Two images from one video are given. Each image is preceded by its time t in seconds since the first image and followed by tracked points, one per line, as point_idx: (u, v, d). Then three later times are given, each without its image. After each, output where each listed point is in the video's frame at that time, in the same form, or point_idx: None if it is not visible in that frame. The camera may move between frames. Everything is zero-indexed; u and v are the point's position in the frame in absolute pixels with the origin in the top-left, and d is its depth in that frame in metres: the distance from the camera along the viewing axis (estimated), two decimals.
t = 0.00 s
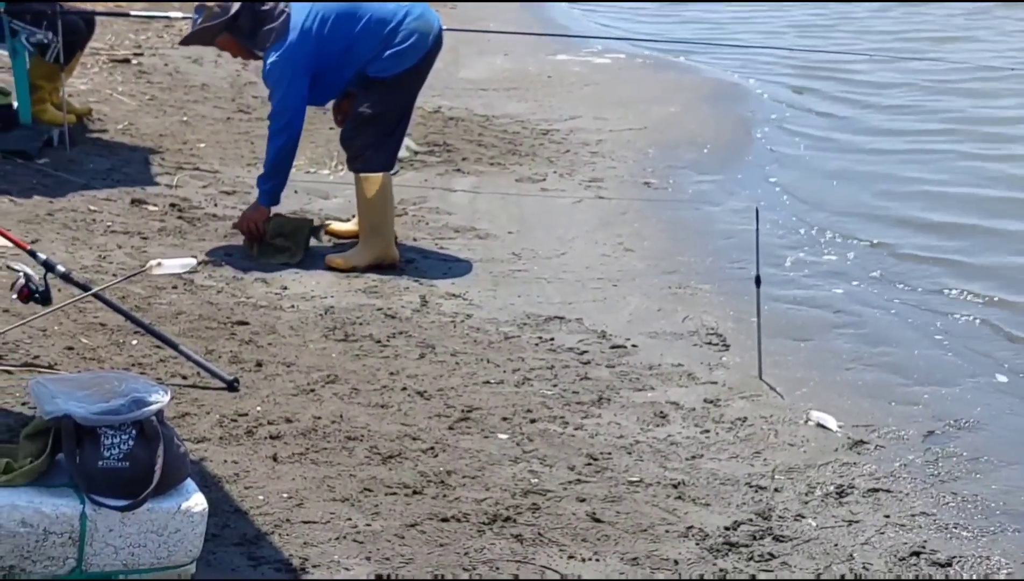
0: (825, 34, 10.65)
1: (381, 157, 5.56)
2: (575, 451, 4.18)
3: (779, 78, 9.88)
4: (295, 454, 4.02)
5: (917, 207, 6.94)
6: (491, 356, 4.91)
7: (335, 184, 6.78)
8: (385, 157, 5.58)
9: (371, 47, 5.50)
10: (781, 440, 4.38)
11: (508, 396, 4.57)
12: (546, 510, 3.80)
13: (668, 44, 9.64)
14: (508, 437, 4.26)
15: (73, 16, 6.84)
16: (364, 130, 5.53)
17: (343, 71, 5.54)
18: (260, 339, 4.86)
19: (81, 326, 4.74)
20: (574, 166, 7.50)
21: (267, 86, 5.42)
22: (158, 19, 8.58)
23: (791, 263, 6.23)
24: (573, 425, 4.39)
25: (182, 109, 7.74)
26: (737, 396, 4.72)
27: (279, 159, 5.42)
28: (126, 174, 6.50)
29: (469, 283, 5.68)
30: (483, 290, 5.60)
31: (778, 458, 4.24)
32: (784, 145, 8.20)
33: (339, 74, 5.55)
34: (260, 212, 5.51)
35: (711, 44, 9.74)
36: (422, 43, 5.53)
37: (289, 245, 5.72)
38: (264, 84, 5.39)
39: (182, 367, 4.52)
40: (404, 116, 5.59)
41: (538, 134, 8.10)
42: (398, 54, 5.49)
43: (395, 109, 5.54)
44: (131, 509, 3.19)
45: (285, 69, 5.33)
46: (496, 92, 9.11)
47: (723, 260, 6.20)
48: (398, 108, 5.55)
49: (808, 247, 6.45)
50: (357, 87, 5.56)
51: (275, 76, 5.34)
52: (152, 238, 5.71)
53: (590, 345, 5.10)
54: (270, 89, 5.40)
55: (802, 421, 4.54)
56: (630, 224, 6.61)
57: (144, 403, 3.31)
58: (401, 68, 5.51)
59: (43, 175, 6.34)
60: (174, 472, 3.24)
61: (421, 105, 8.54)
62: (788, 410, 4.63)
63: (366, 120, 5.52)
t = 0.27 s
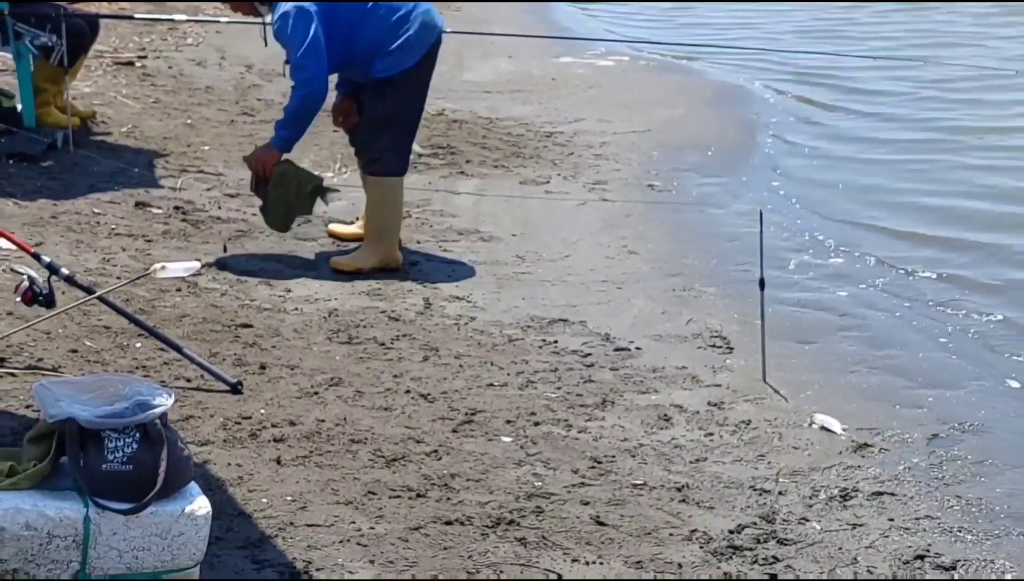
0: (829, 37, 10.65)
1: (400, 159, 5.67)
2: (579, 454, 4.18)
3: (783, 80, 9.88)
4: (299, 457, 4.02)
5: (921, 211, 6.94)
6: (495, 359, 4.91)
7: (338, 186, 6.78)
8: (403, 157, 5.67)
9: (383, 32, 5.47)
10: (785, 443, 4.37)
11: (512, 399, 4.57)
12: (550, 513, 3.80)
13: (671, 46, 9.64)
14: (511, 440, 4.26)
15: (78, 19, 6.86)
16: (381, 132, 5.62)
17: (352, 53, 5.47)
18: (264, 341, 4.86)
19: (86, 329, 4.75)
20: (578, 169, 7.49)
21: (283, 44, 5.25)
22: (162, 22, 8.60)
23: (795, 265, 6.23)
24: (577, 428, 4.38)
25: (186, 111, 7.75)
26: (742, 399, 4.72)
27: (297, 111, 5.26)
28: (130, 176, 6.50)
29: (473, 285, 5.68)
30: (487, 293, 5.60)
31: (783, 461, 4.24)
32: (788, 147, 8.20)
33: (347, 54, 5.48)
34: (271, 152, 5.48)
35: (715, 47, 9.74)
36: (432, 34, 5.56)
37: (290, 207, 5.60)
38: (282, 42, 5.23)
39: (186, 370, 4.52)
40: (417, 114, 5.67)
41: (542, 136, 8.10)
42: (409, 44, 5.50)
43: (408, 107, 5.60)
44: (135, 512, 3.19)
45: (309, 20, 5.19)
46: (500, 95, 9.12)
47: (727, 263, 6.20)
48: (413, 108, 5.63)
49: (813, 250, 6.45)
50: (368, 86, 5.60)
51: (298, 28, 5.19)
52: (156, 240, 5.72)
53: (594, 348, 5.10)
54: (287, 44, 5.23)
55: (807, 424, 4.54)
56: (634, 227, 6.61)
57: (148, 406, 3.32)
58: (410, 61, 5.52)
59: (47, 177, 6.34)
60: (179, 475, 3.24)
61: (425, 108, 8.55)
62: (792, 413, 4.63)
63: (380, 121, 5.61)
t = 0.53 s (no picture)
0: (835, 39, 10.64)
1: (408, 161, 5.66)
2: (586, 457, 4.18)
3: (789, 83, 9.87)
4: (306, 460, 4.02)
5: (928, 212, 6.93)
6: (502, 362, 4.90)
7: (345, 189, 6.78)
8: (410, 158, 5.66)
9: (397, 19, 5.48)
10: (792, 446, 4.37)
11: (519, 402, 4.57)
12: (557, 516, 3.79)
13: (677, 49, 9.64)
14: (518, 443, 4.25)
15: (85, 22, 6.87)
16: (389, 134, 5.60)
17: (362, 35, 5.47)
18: (270, 344, 4.87)
19: (93, 332, 4.75)
20: (585, 171, 7.49)
21: None
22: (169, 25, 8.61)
23: (802, 268, 6.22)
24: (583, 431, 4.38)
25: (192, 114, 7.76)
26: (749, 401, 4.71)
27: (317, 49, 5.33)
28: (137, 180, 6.51)
29: (480, 288, 5.67)
30: (493, 295, 5.60)
31: (790, 464, 4.23)
32: (794, 150, 8.19)
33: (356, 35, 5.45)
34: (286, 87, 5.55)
35: (721, 49, 9.74)
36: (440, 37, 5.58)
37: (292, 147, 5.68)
38: None
39: (193, 373, 4.52)
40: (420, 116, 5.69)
41: (548, 139, 8.10)
42: (418, 42, 5.52)
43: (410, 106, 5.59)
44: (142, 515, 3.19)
45: None
46: (506, 97, 9.12)
47: (734, 265, 6.19)
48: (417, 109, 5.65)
49: (819, 252, 6.44)
50: (365, 88, 5.60)
51: None
52: (163, 243, 5.72)
53: (600, 351, 5.10)
54: None
55: (814, 427, 4.53)
56: (640, 229, 6.61)
57: (155, 410, 3.32)
58: (416, 59, 5.53)
59: (54, 181, 6.35)
60: (186, 479, 3.24)
61: (431, 110, 8.55)
62: (799, 416, 4.62)
63: (382, 123, 5.60)
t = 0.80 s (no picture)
0: (847, 42, 10.63)
1: (422, 167, 5.66)
2: (599, 461, 4.18)
3: (801, 86, 9.86)
4: (319, 464, 4.02)
5: (940, 216, 6.92)
6: (514, 366, 4.90)
7: (357, 193, 6.79)
8: (423, 164, 5.66)
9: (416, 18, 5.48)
10: (805, 451, 4.36)
11: (531, 406, 4.57)
12: (570, 520, 3.79)
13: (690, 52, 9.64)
14: (530, 447, 4.25)
15: (98, 27, 6.88)
16: (403, 141, 5.59)
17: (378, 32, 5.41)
18: (283, 348, 4.87)
19: (106, 336, 4.77)
20: (597, 175, 7.49)
21: None
22: (181, 30, 8.63)
23: (814, 271, 6.21)
24: (596, 435, 4.38)
25: (205, 119, 7.77)
26: (762, 405, 4.70)
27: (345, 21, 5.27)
28: (150, 184, 6.53)
29: (492, 292, 5.68)
30: (505, 299, 5.60)
31: (803, 469, 4.22)
32: (807, 153, 8.18)
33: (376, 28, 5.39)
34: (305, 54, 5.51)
35: (733, 53, 9.73)
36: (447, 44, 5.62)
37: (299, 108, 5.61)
38: None
39: (206, 377, 4.53)
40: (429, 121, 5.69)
41: (560, 142, 8.10)
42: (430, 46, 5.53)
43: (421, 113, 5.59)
44: (156, 519, 3.20)
45: None
46: (518, 101, 9.12)
47: (747, 269, 6.18)
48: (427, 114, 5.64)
49: (833, 256, 6.43)
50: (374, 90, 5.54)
51: None
52: (176, 248, 5.73)
53: (612, 355, 5.09)
54: None
55: (827, 431, 4.52)
56: (653, 233, 6.60)
57: (168, 414, 3.33)
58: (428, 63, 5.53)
59: (67, 185, 6.37)
60: (199, 484, 3.25)
61: (443, 114, 8.56)
62: (812, 420, 4.61)
63: (395, 129, 5.58)
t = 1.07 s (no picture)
0: (855, 46, 10.62)
1: (425, 172, 5.65)
2: (607, 466, 4.17)
3: (810, 90, 9.85)
4: (327, 469, 4.03)
5: (949, 219, 6.91)
6: (522, 370, 4.90)
7: (365, 198, 6.80)
8: (427, 168, 5.65)
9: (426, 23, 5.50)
10: (814, 455, 4.35)
11: (539, 410, 4.57)
12: (578, 525, 3.79)
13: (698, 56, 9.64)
14: (538, 452, 4.25)
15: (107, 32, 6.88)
16: (407, 145, 5.58)
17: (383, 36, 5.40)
18: (292, 353, 4.88)
19: (115, 341, 4.78)
20: (605, 179, 7.49)
21: None
22: (190, 35, 8.65)
23: (823, 275, 6.20)
24: (604, 439, 4.38)
25: (213, 123, 7.79)
26: (770, 410, 4.70)
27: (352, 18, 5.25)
28: (159, 189, 6.54)
29: (500, 296, 5.68)
30: (513, 303, 5.61)
31: (812, 473, 4.22)
32: (815, 157, 8.18)
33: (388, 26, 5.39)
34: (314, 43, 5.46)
35: (741, 57, 9.72)
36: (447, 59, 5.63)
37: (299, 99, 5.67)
38: None
39: (214, 382, 4.53)
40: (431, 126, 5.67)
41: (568, 147, 8.10)
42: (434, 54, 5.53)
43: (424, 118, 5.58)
44: (164, 524, 3.20)
45: None
46: (525, 105, 9.12)
47: (755, 273, 6.18)
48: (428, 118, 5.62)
49: (841, 260, 6.42)
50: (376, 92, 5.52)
51: None
52: (184, 252, 5.74)
53: (620, 359, 5.09)
54: None
55: (835, 435, 4.52)
56: (661, 237, 6.60)
57: (177, 419, 3.33)
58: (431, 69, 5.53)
59: (76, 190, 6.39)
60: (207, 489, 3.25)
61: (451, 119, 8.56)
62: (820, 425, 4.61)
63: (399, 131, 5.56)
